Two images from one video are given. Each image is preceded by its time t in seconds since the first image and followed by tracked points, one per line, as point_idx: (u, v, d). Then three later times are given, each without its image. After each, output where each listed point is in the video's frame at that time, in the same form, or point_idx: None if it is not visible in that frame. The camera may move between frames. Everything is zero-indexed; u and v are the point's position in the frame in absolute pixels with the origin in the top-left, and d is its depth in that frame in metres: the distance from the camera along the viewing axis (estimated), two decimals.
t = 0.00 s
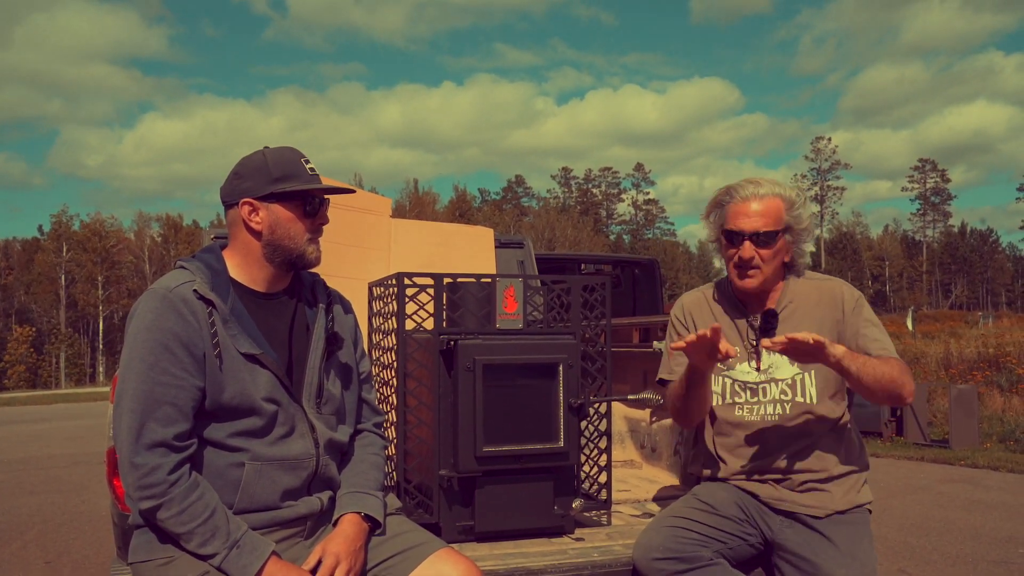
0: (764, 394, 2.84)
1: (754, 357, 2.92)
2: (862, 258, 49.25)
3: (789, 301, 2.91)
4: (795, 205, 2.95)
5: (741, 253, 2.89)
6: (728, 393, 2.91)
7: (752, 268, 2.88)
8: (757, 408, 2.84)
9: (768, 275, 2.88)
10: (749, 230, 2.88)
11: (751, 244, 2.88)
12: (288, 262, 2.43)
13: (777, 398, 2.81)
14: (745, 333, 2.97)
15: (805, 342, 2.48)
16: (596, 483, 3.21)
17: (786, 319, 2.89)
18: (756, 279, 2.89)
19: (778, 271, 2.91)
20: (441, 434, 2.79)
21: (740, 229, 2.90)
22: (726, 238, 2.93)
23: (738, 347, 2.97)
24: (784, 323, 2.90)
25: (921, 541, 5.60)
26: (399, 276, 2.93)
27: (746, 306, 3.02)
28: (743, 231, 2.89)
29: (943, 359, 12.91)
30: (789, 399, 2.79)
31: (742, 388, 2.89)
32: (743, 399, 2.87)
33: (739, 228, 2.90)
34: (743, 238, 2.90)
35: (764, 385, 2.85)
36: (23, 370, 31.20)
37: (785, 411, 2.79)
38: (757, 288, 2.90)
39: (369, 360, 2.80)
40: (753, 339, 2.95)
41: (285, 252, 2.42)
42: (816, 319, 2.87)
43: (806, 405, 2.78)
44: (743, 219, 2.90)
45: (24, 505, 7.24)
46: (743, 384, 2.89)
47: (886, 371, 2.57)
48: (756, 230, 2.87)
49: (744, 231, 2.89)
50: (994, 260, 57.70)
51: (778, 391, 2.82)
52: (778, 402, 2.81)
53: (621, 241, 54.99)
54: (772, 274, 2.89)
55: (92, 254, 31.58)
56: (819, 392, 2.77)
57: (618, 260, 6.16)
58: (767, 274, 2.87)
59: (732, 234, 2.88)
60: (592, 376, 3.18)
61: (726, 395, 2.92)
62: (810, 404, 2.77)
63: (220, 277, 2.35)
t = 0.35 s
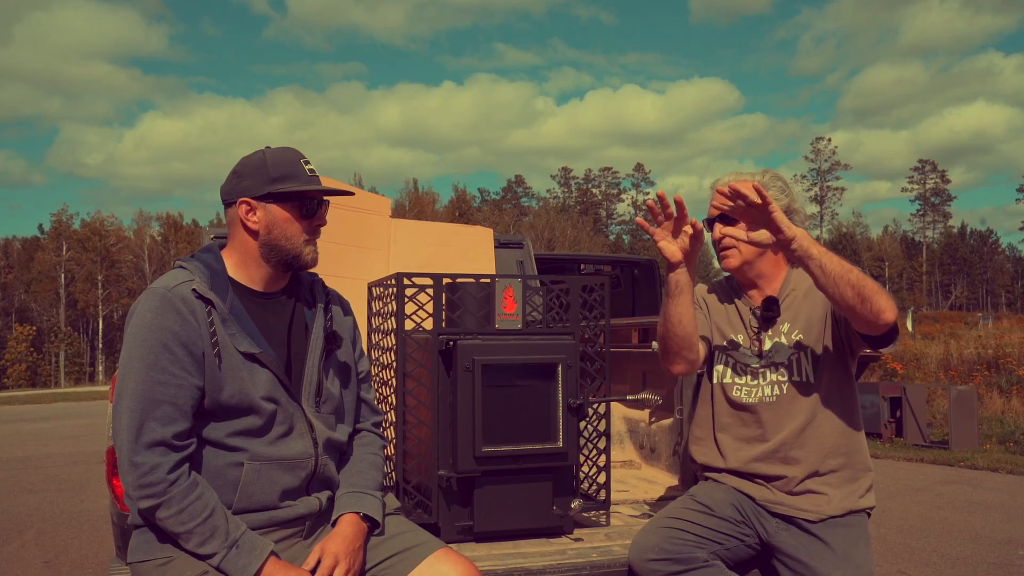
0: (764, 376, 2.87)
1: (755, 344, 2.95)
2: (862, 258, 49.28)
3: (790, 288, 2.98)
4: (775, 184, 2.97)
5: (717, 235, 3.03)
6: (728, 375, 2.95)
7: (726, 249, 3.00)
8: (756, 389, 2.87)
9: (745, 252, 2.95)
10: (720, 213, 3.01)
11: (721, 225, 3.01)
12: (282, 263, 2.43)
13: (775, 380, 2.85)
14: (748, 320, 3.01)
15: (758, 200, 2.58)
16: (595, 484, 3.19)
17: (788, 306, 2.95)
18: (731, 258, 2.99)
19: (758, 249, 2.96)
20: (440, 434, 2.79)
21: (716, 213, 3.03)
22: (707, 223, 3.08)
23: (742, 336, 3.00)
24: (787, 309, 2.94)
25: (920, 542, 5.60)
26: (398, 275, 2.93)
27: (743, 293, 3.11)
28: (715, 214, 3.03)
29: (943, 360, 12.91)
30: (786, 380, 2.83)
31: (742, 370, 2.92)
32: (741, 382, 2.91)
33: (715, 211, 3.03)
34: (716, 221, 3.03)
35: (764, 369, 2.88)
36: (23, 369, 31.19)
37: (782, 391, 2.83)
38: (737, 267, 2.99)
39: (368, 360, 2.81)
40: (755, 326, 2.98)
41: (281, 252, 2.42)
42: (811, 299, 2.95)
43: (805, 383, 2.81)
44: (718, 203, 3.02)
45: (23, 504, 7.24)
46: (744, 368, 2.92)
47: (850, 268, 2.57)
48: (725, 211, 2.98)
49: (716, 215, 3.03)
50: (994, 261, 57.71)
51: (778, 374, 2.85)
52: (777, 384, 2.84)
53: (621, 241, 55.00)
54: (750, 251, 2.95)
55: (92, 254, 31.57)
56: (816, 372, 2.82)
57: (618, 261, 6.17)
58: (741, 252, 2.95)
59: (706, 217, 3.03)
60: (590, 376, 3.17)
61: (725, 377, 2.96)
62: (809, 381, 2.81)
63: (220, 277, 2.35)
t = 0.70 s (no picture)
0: (766, 398, 2.83)
1: (754, 360, 2.92)
2: (863, 260, 49.27)
3: (785, 303, 2.92)
4: (769, 193, 2.95)
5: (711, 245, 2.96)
6: (731, 400, 2.90)
7: (720, 259, 2.94)
8: (762, 412, 2.82)
9: (740, 262, 2.90)
10: (713, 223, 2.95)
11: (717, 235, 2.94)
12: (266, 264, 2.41)
13: (779, 400, 2.81)
14: (743, 334, 2.98)
15: (807, 352, 2.44)
16: (595, 486, 3.18)
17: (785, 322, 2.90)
18: (726, 268, 2.92)
19: (753, 259, 2.91)
20: (440, 435, 2.79)
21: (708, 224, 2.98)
22: (700, 233, 3.01)
23: (739, 351, 2.98)
24: (784, 324, 2.90)
25: (920, 544, 5.59)
26: (398, 277, 2.93)
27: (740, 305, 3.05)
28: (710, 224, 2.96)
29: (943, 363, 12.90)
30: (791, 401, 2.79)
31: (743, 392, 2.88)
32: (745, 403, 2.86)
33: (709, 221, 2.97)
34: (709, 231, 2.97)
35: (765, 389, 2.84)
36: (23, 368, 31.19)
37: (787, 413, 2.78)
38: (732, 277, 2.92)
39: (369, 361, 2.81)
40: (752, 342, 2.96)
41: (262, 253, 2.40)
42: (815, 318, 2.88)
43: (808, 407, 2.76)
44: (714, 213, 2.96)
45: (22, 503, 7.23)
46: (745, 388, 2.88)
47: (882, 379, 2.58)
48: (723, 220, 2.92)
49: (711, 224, 2.96)
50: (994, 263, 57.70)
51: (784, 397, 2.80)
52: (782, 407, 2.79)
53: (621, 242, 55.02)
54: (745, 261, 2.90)
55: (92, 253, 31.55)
56: (821, 398, 2.76)
57: (618, 262, 6.16)
58: (737, 262, 2.90)
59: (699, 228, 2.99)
60: (591, 378, 3.17)
61: (729, 402, 2.91)
62: (813, 407, 2.76)
63: (220, 279, 2.35)
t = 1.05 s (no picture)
0: (761, 399, 2.84)
1: (750, 365, 2.93)
2: (862, 260, 49.29)
3: (778, 305, 2.93)
4: (760, 197, 2.97)
5: (710, 250, 2.94)
6: (729, 405, 2.91)
7: (723, 264, 2.91)
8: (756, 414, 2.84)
9: (743, 266, 2.89)
10: (712, 227, 2.93)
11: (718, 239, 2.92)
12: (269, 265, 2.41)
13: (777, 401, 2.81)
14: (737, 339, 2.98)
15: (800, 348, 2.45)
16: (595, 486, 3.18)
17: (778, 324, 2.91)
18: (729, 272, 2.90)
19: (753, 263, 2.91)
20: (440, 435, 2.79)
21: (704, 229, 2.95)
22: (695, 239, 2.99)
23: (734, 356, 2.98)
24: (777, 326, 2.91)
25: (920, 544, 5.59)
26: (398, 277, 2.93)
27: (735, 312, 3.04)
28: (707, 229, 2.94)
29: (943, 362, 12.91)
30: (788, 402, 2.79)
31: (742, 396, 2.88)
32: (744, 407, 2.86)
33: (705, 226, 2.95)
34: (708, 237, 2.95)
35: (763, 391, 2.84)
36: (23, 369, 31.14)
37: (784, 414, 2.80)
38: (735, 281, 2.91)
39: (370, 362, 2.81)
40: (747, 346, 2.96)
41: (266, 254, 2.40)
42: (807, 319, 2.88)
43: (805, 406, 2.78)
44: (707, 218, 2.94)
45: (22, 504, 7.22)
46: (743, 393, 2.89)
47: (866, 382, 2.61)
48: (721, 225, 2.90)
49: (707, 229, 2.94)
50: (994, 263, 57.70)
51: (779, 398, 2.81)
52: (776, 406, 2.81)
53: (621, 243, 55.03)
54: (747, 264, 2.90)
55: (92, 253, 31.51)
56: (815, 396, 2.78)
57: (618, 262, 6.16)
58: (740, 265, 2.89)
59: (696, 233, 2.96)
60: (591, 377, 3.17)
61: (726, 406, 2.92)
62: (810, 405, 2.77)
63: (223, 279, 2.35)
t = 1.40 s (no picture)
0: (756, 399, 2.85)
1: (748, 369, 2.93)
2: (862, 261, 49.32)
3: (767, 308, 2.94)
4: (751, 212, 2.97)
5: (714, 268, 2.91)
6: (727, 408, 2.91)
7: (727, 282, 2.90)
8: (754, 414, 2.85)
9: (746, 284, 2.90)
10: (715, 246, 2.89)
11: (723, 257, 2.89)
12: (273, 266, 2.41)
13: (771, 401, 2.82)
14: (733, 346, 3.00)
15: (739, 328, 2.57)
16: (594, 486, 3.18)
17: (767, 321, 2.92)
18: (734, 291, 2.90)
19: (753, 278, 2.93)
20: (439, 436, 2.79)
21: (706, 248, 2.92)
22: (695, 257, 2.95)
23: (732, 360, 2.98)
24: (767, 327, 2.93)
25: (920, 544, 5.59)
26: (397, 278, 2.93)
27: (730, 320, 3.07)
28: (711, 248, 2.90)
29: (942, 362, 12.91)
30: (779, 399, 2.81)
31: (738, 400, 2.89)
32: (742, 411, 2.87)
33: (706, 246, 2.91)
34: (711, 255, 2.91)
35: (760, 395, 2.85)
36: (23, 370, 31.08)
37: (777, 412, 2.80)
38: (739, 299, 2.91)
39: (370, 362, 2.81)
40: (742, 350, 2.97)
41: (271, 254, 2.40)
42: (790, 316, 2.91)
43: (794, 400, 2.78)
44: (707, 236, 2.91)
45: (21, 505, 7.21)
46: (739, 396, 2.89)
47: (823, 370, 2.60)
48: (724, 245, 2.88)
49: (709, 248, 2.91)
50: (994, 263, 57.72)
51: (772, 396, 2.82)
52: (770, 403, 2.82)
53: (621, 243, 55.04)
54: (749, 281, 2.91)
55: (92, 254, 31.48)
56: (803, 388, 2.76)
57: (618, 262, 6.16)
58: (744, 284, 2.89)
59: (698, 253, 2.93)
60: (590, 378, 3.16)
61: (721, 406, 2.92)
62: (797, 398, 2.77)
63: (223, 279, 2.35)
